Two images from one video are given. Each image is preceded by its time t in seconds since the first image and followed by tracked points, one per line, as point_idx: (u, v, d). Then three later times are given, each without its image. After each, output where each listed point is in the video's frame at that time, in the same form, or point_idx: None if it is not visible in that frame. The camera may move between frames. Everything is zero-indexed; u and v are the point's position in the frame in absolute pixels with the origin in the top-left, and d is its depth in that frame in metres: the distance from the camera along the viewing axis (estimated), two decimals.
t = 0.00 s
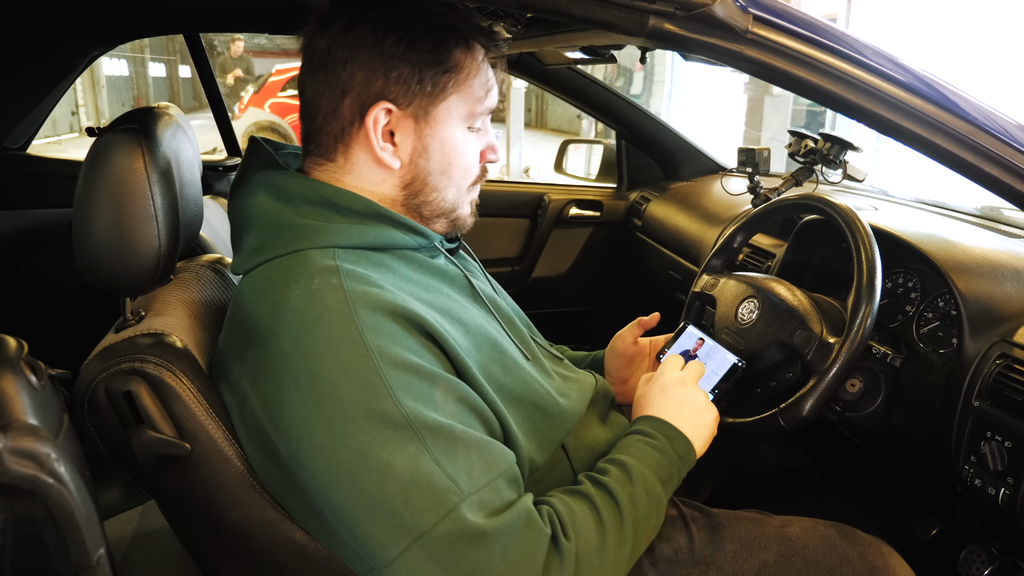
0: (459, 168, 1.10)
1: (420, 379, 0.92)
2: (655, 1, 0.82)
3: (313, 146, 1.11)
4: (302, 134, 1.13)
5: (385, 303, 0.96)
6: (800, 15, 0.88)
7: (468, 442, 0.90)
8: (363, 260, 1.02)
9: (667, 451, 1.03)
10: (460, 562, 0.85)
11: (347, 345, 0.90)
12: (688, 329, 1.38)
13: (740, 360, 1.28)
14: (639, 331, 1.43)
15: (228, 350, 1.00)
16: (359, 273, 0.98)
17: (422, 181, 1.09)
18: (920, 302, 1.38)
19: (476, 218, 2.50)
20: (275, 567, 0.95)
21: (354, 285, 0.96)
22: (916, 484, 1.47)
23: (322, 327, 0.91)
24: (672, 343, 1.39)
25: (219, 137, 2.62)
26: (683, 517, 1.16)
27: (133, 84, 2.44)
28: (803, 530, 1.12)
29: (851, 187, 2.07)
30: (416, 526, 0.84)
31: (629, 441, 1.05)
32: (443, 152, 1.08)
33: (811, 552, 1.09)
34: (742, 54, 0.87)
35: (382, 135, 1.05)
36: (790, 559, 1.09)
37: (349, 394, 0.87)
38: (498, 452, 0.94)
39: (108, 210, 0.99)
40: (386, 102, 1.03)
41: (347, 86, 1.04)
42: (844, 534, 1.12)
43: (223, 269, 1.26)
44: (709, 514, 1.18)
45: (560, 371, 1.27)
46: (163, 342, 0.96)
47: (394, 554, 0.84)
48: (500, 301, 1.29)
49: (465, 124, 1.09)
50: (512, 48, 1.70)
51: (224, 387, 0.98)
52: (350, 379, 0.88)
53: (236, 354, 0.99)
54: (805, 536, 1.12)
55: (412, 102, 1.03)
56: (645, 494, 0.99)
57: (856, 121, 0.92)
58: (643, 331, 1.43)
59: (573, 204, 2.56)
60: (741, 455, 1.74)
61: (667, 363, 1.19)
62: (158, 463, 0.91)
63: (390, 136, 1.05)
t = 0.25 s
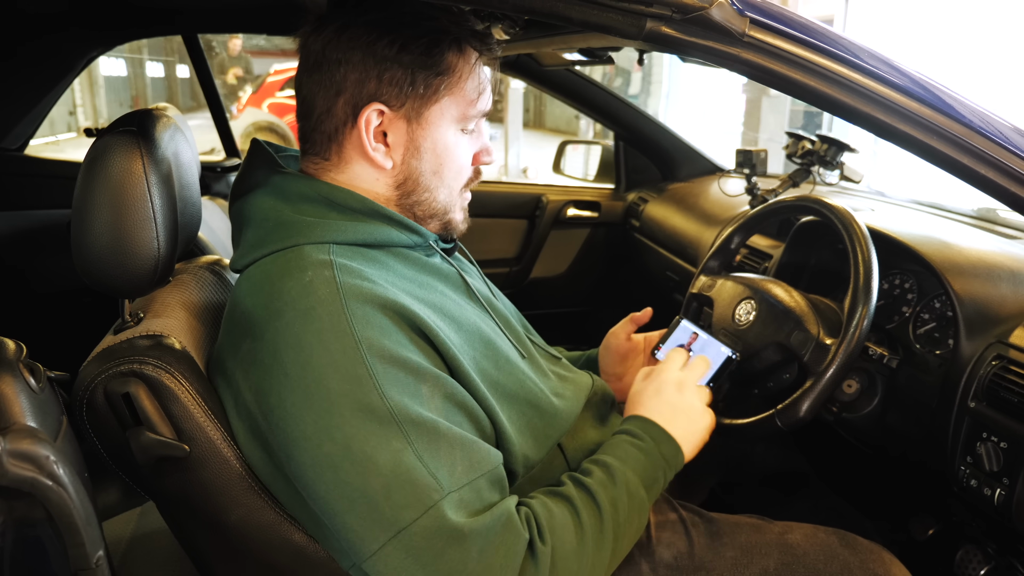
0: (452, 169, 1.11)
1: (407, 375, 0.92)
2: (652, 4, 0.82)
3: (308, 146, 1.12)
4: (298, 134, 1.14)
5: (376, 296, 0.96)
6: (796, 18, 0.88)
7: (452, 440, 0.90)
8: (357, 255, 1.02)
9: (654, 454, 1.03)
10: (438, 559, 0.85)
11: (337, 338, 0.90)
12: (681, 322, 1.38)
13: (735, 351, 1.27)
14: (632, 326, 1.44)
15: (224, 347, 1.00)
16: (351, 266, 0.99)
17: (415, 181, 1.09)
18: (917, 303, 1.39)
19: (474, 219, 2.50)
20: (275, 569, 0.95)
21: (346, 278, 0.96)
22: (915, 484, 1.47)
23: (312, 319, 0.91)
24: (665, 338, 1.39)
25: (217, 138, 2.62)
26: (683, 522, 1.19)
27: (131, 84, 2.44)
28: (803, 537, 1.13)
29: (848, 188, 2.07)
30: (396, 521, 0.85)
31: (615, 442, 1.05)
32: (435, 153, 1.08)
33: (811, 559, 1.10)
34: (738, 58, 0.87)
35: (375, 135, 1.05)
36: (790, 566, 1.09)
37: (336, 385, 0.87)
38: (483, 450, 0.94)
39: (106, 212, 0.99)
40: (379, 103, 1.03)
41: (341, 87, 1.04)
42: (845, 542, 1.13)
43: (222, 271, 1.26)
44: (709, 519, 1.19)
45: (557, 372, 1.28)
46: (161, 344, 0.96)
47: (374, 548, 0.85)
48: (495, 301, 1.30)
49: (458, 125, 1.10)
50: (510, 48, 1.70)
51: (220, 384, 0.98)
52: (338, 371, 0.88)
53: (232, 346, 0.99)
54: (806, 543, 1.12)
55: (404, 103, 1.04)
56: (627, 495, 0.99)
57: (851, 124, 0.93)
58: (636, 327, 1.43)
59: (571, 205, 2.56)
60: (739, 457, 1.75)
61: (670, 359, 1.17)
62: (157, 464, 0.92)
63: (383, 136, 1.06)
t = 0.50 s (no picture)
0: (454, 178, 1.10)
1: (404, 382, 0.92)
2: (654, 3, 0.83)
3: (311, 150, 1.13)
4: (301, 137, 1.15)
5: (375, 302, 0.96)
6: (797, 17, 0.88)
7: (447, 448, 0.90)
8: (357, 259, 1.03)
9: (660, 460, 1.06)
10: (432, 567, 0.85)
11: (335, 343, 0.90)
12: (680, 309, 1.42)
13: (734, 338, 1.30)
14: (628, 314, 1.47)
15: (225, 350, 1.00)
16: (351, 271, 0.99)
17: (416, 191, 1.10)
18: (916, 302, 1.39)
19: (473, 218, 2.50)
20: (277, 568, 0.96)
21: (345, 283, 0.96)
22: (915, 483, 1.48)
23: (311, 324, 0.91)
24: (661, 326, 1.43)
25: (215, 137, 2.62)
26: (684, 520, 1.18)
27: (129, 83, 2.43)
28: (804, 536, 1.13)
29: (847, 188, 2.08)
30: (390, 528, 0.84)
31: (624, 445, 1.08)
32: (436, 163, 1.08)
33: (812, 558, 1.10)
34: (740, 57, 0.87)
35: (374, 145, 1.06)
36: (791, 565, 1.09)
37: (333, 392, 0.88)
38: (480, 458, 0.94)
39: (106, 210, 0.99)
40: (377, 114, 1.03)
41: (341, 95, 1.05)
42: (846, 541, 1.13)
43: (222, 270, 1.26)
44: (709, 518, 1.19)
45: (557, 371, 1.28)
46: (163, 343, 0.96)
47: (369, 555, 0.85)
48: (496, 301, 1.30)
49: (460, 135, 1.09)
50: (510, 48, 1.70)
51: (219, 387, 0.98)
52: (336, 377, 0.88)
53: (232, 347, 0.99)
54: (806, 542, 1.12)
55: (403, 115, 1.04)
56: (631, 502, 1.00)
57: (853, 124, 0.93)
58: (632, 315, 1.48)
59: (571, 205, 2.56)
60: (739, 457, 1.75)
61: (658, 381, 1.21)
62: (158, 463, 0.92)
63: (382, 146, 1.06)
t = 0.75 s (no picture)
0: (421, 184, 1.08)
1: (392, 391, 0.92)
2: (649, 5, 0.83)
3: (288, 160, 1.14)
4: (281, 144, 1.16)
5: (362, 312, 0.97)
6: (792, 20, 0.89)
7: (438, 456, 0.90)
8: (343, 268, 1.04)
9: (680, 454, 1.04)
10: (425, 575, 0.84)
11: (321, 355, 0.91)
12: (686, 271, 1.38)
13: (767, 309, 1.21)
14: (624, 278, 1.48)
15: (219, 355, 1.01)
16: (338, 281, 0.99)
17: (383, 200, 1.08)
18: (912, 302, 1.39)
19: (470, 218, 2.51)
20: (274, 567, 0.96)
21: (332, 294, 0.97)
22: (910, 482, 1.49)
23: (298, 337, 0.92)
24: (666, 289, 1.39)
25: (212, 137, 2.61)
26: (681, 519, 1.18)
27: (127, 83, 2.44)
28: (799, 535, 1.13)
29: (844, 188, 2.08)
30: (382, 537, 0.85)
31: (645, 435, 1.05)
32: (399, 171, 1.06)
33: (807, 556, 1.10)
34: (735, 59, 0.88)
35: (332, 157, 1.05)
36: (786, 564, 1.10)
37: (320, 403, 0.88)
38: (473, 463, 0.94)
39: (104, 211, 0.99)
40: (328, 126, 1.03)
41: (295, 108, 1.05)
42: (841, 540, 1.13)
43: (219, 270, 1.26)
44: (705, 517, 1.20)
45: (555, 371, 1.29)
46: (160, 343, 0.96)
47: (363, 564, 0.85)
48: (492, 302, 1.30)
49: (423, 141, 1.05)
50: (507, 48, 1.70)
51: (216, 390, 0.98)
52: (322, 389, 0.89)
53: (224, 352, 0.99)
54: (801, 541, 1.13)
55: (356, 125, 1.03)
56: (641, 501, 0.99)
57: (847, 125, 0.94)
58: (632, 278, 1.49)
59: (568, 205, 2.56)
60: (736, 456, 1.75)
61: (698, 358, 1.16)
62: (156, 464, 0.92)
63: (340, 157, 1.06)
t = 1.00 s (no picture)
0: (375, 176, 1.03)
1: (384, 392, 0.91)
2: (648, 4, 0.83)
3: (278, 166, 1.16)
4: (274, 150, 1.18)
5: (355, 312, 0.96)
6: (791, 18, 0.89)
7: (429, 459, 0.88)
8: (334, 270, 1.04)
9: (712, 472, 0.94)
10: None
11: (312, 356, 0.90)
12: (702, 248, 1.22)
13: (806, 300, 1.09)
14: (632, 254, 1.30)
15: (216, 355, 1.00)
16: (331, 280, 0.98)
17: (341, 194, 1.05)
18: (909, 301, 1.39)
19: (469, 217, 2.51)
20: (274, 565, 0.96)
21: (326, 294, 0.96)
22: (907, 480, 1.49)
23: (290, 338, 0.91)
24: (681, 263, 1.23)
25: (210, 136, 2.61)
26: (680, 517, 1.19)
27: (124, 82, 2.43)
28: (797, 533, 1.14)
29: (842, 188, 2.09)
30: (372, 540, 0.84)
31: (672, 447, 0.97)
32: (348, 162, 1.03)
33: (805, 554, 1.11)
34: (734, 57, 0.88)
35: (287, 151, 1.05)
36: (785, 561, 1.10)
37: (310, 405, 0.87)
38: (467, 466, 0.92)
39: (104, 209, 0.99)
40: (273, 119, 1.03)
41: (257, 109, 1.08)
42: (839, 537, 1.14)
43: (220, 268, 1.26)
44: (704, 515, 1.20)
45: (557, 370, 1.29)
46: (160, 342, 0.96)
47: (356, 565, 0.85)
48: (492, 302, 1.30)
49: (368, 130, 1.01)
50: (506, 47, 1.70)
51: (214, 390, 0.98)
52: (313, 390, 0.88)
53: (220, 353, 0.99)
54: (799, 538, 1.13)
55: (297, 117, 1.02)
56: (655, 523, 0.90)
57: (845, 123, 0.94)
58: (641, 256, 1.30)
59: (567, 204, 2.56)
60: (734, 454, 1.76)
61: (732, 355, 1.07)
62: (156, 461, 0.92)
63: (294, 151, 1.05)
